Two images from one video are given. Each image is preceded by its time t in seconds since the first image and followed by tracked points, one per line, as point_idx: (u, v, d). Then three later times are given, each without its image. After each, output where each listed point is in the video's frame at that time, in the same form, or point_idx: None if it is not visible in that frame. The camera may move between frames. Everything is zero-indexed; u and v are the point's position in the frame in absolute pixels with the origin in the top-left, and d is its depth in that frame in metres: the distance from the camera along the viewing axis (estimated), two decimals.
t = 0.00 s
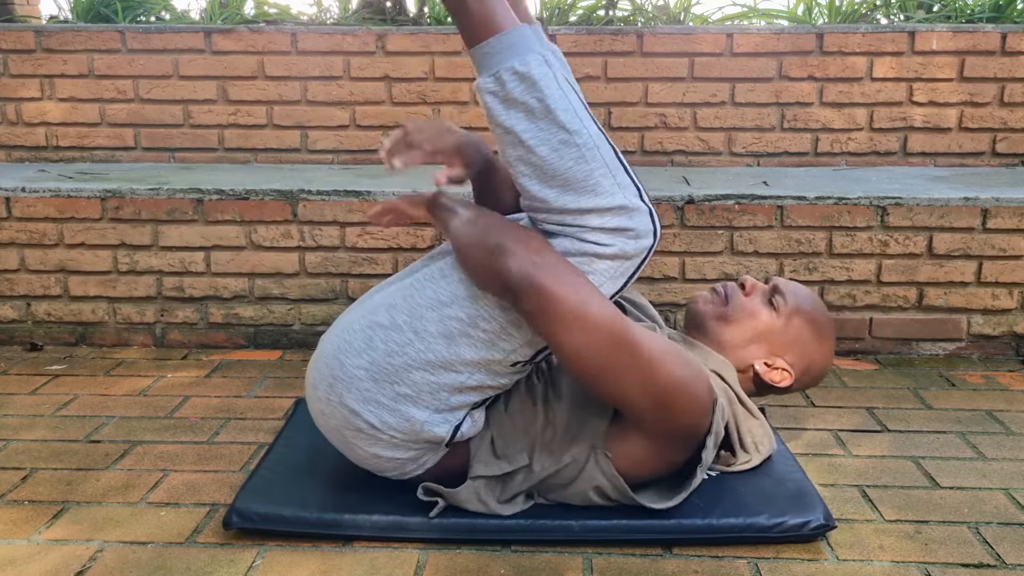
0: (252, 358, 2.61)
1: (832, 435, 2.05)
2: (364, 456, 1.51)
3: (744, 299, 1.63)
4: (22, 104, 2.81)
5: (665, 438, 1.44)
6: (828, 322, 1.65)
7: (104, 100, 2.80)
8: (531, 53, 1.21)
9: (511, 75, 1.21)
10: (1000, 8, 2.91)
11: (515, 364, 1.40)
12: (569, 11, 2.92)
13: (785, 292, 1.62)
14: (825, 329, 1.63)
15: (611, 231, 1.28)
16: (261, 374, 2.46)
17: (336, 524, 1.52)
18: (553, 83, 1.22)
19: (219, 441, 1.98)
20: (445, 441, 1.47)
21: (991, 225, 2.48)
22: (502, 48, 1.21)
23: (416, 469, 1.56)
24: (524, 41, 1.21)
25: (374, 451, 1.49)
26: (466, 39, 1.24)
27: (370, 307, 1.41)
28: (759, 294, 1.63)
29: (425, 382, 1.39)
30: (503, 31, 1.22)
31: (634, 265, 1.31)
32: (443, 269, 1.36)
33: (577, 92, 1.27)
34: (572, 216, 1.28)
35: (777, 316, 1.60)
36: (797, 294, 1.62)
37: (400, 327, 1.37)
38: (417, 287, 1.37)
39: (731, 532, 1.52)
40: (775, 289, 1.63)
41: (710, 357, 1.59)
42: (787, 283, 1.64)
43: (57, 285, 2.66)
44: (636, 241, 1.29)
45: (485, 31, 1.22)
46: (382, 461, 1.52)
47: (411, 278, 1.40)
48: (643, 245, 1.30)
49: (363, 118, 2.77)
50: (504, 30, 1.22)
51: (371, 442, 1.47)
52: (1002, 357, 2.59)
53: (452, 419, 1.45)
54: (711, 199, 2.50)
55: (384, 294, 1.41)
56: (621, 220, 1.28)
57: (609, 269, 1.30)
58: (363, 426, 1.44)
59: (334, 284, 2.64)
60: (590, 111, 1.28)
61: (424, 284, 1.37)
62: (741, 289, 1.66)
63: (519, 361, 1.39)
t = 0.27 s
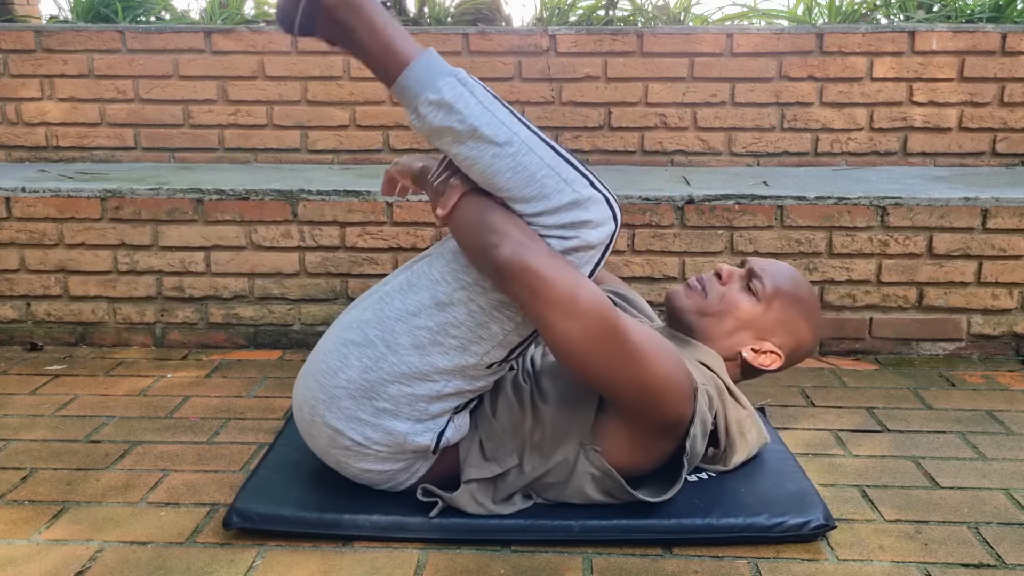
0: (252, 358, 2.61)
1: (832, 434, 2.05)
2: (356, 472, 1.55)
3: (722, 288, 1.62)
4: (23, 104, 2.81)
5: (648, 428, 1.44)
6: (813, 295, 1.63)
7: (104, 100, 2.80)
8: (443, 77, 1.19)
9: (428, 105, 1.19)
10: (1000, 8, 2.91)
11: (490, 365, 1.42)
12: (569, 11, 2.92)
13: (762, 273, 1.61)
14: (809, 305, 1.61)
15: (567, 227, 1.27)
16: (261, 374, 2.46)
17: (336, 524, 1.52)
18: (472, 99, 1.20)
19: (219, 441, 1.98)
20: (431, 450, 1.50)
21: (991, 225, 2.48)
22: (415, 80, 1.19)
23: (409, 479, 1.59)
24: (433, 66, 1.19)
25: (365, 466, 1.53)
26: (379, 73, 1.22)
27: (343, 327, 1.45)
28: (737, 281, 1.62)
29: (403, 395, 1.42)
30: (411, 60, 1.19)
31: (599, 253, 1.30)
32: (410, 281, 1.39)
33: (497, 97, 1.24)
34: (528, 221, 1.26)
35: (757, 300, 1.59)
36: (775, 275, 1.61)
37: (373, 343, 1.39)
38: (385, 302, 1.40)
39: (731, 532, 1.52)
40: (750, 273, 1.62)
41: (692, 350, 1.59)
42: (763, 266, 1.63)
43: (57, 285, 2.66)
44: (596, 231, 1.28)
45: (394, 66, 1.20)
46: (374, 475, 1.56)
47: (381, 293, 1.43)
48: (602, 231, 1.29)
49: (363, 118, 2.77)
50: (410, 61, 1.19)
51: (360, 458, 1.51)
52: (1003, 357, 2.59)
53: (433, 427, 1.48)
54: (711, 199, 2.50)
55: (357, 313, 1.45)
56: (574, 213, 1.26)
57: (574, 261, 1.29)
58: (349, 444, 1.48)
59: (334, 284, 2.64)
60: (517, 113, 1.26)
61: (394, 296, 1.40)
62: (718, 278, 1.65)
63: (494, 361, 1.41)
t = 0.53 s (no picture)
0: (252, 358, 2.61)
1: (832, 434, 2.05)
2: (350, 474, 1.56)
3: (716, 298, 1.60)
4: (23, 104, 2.81)
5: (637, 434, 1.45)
6: (810, 299, 1.61)
7: (104, 100, 2.80)
8: (390, 121, 1.20)
9: (386, 154, 1.21)
10: (1000, 8, 2.91)
11: (478, 363, 1.42)
12: (569, 11, 2.92)
13: (757, 280, 1.59)
14: (804, 307, 1.60)
15: (545, 225, 1.30)
16: (261, 373, 2.46)
17: (336, 524, 1.52)
18: (423, 135, 1.21)
19: (219, 441, 1.98)
20: (422, 448, 1.50)
21: (991, 225, 2.48)
22: (364, 133, 1.20)
23: (404, 479, 1.59)
24: (378, 115, 1.20)
25: (358, 468, 1.53)
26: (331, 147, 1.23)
27: (332, 331, 1.45)
28: (730, 290, 1.60)
29: (392, 395, 1.42)
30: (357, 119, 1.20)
31: (579, 244, 1.33)
32: (396, 283, 1.39)
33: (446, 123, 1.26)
34: (506, 230, 1.28)
35: (754, 309, 1.57)
36: (768, 280, 1.59)
37: (361, 344, 1.40)
38: (372, 304, 1.41)
39: (730, 532, 1.52)
40: (744, 280, 1.60)
41: (687, 355, 1.59)
42: (755, 272, 1.60)
43: (57, 285, 2.66)
44: (574, 223, 1.31)
45: (343, 132, 1.21)
46: (368, 477, 1.56)
47: (368, 296, 1.43)
48: (577, 222, 1.32)
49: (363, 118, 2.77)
50: (355, 119, 1.20)
51: (352, 460, 1.51)
52: (1003, 357, 2.59)
53: (423, 425, 1.48)
54: (711, 199, 2.50)
55: (345, 317, 1.45)
56: (550, 211, 1.29)
57: (556, 258, 1.32)
58: (340, 447, 1.48)
59: (334, 284, 2.64)
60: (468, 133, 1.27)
61: (379, 298, 1.40)
62: (710, 287, 1.63)
63: (481, 361, 1.42)
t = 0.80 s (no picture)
0: (252, 358, 2.61)
1: (832, 434, 2.05)
2: (350, 476, 1.56)
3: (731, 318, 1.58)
4: (22, 104, 2.81)
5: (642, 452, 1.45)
6: (826, 319, 1.59)
7: (104, 100, 2.80)
8: (382, 165, 1.25)
9: (382, 198, 1.25)
10: (1000, 9, 2.91)
11: (484, 370, 1.43)
12: (569, 11, 2.92)
13: (773, 300, 1.57)
14: (820, 327, 1.58)
15: (549, 238, 1.32)
16: (261, 374, 2.46)
17: (335, 524, 1.52)
18: (416, 173, 1.25)
19: (219, 441, 1.98)
20: (422, 451, 1.49)
21: (991, 225, 2.48)
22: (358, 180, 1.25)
23: (405, 481, 1.58)
24: (370, 161, 1.25)
25: (358, 470, 1.53)
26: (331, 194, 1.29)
27: (339, 334, 1.46)
28: (745, 310, 1.58)
29: (394, 399, 1.42)
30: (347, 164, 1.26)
31: (585, 251, 1.35)
32: (405, 290, 1.39)
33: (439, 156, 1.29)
34: (511, 248, 1.31)
35: (769, 331, 1.56)
36: (784, 300, 1.57)
37: (365, 348, 1.40)
38: (379, 309, 1.41)
39: (730, 532, 1.52)
40: (761, 300, 1.58)
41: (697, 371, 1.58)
42: (770, 292, 1.58)
43: (57, 285, 2.66)
44: (577, 233, 1.33)
45: (336, 176, 1.27)
46: (369, 479, 1.56)
47: (376, 300, 1.44)
48: (581, 231, 1.33)
49: (364, 118, 2.76)
50: (346, 163, 1.26)
51: (352, 461, 1.51)
52: (1003, 357, 2.59)
53: (425, 429, 1.48)
54: (711, 199, 2.50)
55: (352, 320, 1.46)
56: (553, 224, 1.31)
57: (561, 268, 1.34)
58: (341, 448, 1.48)
59: (334, 284, 2.64)
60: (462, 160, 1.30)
61: (387, 304, 1.41)
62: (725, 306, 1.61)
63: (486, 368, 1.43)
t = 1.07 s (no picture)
0: (252, 358, 2.61)
1: (833, 434, 2.05)
2: (352, 473, 1.57)
3: (763, 340, 1.60)
4: (22, 104, 2.81)
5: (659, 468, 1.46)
6: (851, 359, 1.61)
7: (104, 100, 2.80)
8: (404, 173, 1.22)
9: (401, 207, 1.22)
10: (1000, 8, 2.91)
11: (494, 382, 1.43)
12: (569, 11, 2.92)
13: (808, 331, 1.58)
14: (845, 368, 1.60)
15: (569, 257, 1.31)
16: (261, 374, 2.46)
17: (335, 524, 1.52)
18: (439, 182, 1.22)
19: (219, 441, 1.98)
20: (425, 455, 1.50)
21: (991, 225, 2.48)
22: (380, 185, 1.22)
23: (405, 482, 1.59)
24: (394, 168, 1.22)
25: (359, 468, 1.54)
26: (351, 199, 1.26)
27: (352, 331, 1.47)
28: (778, 335, 1.59)
29: (401, 403, 1.43)
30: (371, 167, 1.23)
31: (604, 271, 1.35)
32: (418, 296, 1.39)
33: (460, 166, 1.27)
34: (530, 264, 1.30)
35: (798, 360, 1.57)
36: (817, 335, 1.58)
37: (375, 349, 1.41)
38: (394, 313, 1.41)
39: (730, 532, 1.52)
40: (796, 328, 1.59)
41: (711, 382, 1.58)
42: (807, 322, 1.59)
43: (57, 285, 2.66)
44: (597, 253, 1.33)
45: (359, 179, 1.23)
46: (370, 478, 1.57)
47: (390, 301, 1.44)
48: (601, 251, 1.33)
49: (364, 118, 2.76)
50: (369, 171, 1.23)
51: (354, 459, 1.52)
52: (1002, 357, 2.59)
53: (430, 436, 1.49)
54: (711, 199, 2.50)
55: (365, 318, 1.46)
56: (574, 243, 1.30)
57: (580, 290, 1.36)
58: (344, 445, 1.49)
59: (334, 284, 2.64)
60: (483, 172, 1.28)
61: (402, 308, 1.41)
62: (759, 326, 1.62)
63: (498, 379, 1.42)
